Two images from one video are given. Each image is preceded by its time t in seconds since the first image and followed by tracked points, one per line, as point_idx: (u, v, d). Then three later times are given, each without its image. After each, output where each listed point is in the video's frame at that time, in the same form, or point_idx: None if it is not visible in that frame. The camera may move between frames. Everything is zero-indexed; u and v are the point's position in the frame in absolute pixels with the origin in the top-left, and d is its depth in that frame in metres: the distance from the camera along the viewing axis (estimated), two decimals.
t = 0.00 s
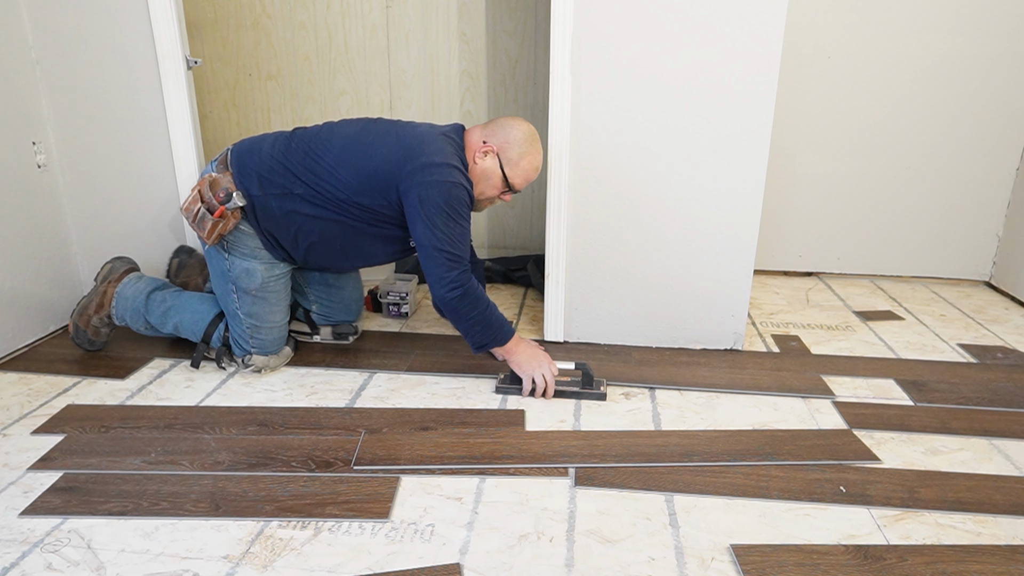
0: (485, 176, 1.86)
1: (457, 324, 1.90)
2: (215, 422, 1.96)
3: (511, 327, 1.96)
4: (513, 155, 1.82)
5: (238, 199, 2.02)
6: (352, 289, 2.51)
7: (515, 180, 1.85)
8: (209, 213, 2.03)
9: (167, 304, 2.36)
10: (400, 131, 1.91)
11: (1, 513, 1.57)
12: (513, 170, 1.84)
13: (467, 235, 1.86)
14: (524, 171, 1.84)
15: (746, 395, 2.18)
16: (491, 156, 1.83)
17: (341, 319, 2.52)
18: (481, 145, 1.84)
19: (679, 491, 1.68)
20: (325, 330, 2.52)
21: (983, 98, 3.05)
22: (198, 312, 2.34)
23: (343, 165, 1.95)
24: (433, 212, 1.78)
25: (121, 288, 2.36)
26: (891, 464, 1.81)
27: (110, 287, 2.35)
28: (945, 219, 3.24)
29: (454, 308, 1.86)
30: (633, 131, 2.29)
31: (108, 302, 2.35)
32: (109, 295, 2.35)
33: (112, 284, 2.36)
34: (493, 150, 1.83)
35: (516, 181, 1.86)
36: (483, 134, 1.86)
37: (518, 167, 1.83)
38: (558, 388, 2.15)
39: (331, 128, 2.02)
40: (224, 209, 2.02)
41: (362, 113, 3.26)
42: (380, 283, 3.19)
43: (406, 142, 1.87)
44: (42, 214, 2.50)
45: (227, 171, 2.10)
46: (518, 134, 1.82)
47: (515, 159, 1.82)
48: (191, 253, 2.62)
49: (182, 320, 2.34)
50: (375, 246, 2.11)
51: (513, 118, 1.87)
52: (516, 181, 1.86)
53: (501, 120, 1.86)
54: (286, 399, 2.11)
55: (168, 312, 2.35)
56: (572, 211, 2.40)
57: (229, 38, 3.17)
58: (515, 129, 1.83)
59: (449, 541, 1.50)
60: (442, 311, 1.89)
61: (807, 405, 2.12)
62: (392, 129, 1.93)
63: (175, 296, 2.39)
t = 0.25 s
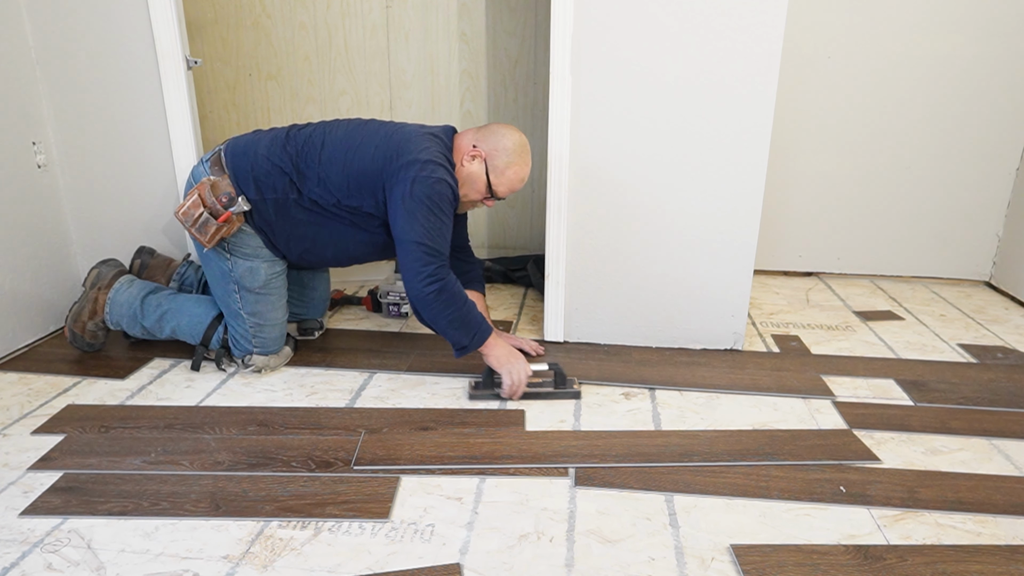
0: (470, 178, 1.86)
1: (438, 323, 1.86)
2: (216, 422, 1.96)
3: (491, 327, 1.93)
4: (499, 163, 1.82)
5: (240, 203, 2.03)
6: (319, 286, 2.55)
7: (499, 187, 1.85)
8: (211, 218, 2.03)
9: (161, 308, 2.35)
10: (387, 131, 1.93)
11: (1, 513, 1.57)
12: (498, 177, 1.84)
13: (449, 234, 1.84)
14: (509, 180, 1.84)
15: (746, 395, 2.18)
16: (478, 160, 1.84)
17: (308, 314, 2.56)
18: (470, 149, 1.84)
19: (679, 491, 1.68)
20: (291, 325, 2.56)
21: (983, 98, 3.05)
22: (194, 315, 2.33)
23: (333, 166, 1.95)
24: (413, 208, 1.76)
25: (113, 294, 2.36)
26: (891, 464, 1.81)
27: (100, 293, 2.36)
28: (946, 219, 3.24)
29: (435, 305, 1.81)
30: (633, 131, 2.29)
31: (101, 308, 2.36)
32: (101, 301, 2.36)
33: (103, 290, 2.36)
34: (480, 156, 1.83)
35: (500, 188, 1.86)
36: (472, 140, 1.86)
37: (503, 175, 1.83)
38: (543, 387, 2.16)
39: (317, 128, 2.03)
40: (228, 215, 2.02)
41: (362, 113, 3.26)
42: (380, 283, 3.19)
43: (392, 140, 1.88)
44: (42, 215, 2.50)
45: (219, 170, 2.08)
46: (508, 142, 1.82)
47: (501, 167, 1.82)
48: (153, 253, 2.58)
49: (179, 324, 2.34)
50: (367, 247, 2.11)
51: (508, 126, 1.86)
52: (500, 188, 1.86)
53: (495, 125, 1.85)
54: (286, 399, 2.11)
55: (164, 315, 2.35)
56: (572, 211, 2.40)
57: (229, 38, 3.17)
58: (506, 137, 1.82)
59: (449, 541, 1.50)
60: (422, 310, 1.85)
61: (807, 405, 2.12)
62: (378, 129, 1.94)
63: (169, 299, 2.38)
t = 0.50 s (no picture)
0: (451, 175, 1.87)
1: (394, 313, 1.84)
2: (216, 423, 1.95)
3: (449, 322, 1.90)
4: (480, 162, 1.83)
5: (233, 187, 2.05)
6: (321, 287, 2.58)
7: (479, 186, 1.86)
8: (205, 203, 2.06)
9: (163, 306, 2.36)
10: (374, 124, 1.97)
11: (1, 513, 1.57)
12: (478, 176, 1.84)
13: (416, 226, 1.83)
14: (490, 179, 1.85)
15: (746, 395, 2.18)
16: (459, 158, 1.84)
17: (307, 315, 2.56)
18: (452, 146, 1.85)
19: (679, 491, 1.68)
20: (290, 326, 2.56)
21: (983, 98, 3.05)
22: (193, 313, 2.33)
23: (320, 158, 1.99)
24: (380, 194, 1.77)
25: (118, 294, 2.37)
26: (891, 464, 1.81)
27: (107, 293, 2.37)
28: (946, 219, 3.24)
29: (391, 293, 1.80)
30: (633, 131, 2.29)
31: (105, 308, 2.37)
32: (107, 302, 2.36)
33: (110, 290, 2.37)
34: (462, 154, 1.84)
35: (480, 187, 1.87)
36: (455, 138, 1.87)
37: (483, 174, 1.84)
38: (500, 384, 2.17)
39: (309, 122, 2.08)
40: (220, 198, 2.05)
41: (362, 113, 3.26)
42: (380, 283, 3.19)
43: (375, 132, 1.91)
44: (42, 215, 2.50)
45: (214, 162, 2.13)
46: (489, 141, 1.82)
47: (481, 166, 1.83)
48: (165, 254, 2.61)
49: (179, 323, 2.33)
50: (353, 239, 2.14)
51: (492, 125, 1.86)
52: (480, 187, 1.87)
53: (479, 124, 1.86)
54: (286, 399, 2.11)
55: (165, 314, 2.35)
56: (571, 211, 2.40)
57: (229, 38, 3.17)
58: (489, 136, 1.82)
59: (449, 541, 1.50)
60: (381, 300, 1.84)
61: (807, 405, 2.11)
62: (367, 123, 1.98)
63: (171, 298, 2.39)
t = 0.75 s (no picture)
0: (439, 173, 1.87)
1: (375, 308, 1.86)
2: (215, 423, 1.95)
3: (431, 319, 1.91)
4: (468, 160, 1.83)
5: (225, 177, 2.05)
6: (322, 287, 2.58)
7: (468, 183, 1.87)
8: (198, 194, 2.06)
9: (160, 299, 2.38)
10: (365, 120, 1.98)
11: (1, 513, 1.57)
12: (467, 173, 1.85)
13: (399, 221, 1.84)
14: (478, 176, 1.85)
15: (746, 395, 2.18)
16: (447, 156, 1.84)
17: (307, 314, 2.56)
18: (440, 144, 1.85)
19: (679, 491, 1.68)
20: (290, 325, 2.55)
21: (983, 98, 3.05)
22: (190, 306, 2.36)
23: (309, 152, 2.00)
24: (362, 190, 1.78)
25: (114, 284, 2.39)
26: (891, 464, 1.81)
27: (103, 284, 2.38)
28: (945, 219, 3.24)
29: (371, 289, 1.81)
30: (633, 131, 2.29)
31: (102, 299, 2.38)
32: (103, 293, 2.38)
33: (106, 282, 2.39)
34: (450, 153, 1.84)
35: (468, 184, 1.87)
36: (443, 136, 1.87)
37: (471, 171, 1.84)
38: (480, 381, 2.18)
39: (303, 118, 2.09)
40: (212, 188, 2.05)
41: (362, 113, 3.26)
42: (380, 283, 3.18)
43: (362, 128, 1.92)
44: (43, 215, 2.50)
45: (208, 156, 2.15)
46: (476, 139, 1.82)
47: (469, 163, 1.83)
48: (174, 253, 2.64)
49: (174, 316, 2.36)
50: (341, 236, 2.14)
51: (479, 122, 1.86)
52: (469, 184, 1.87)
53: (467, 121, 1.86)
54: (286, 399, 2.11)
55: (161, 306, 2.38)
56: (571, 211, 2.40)
57: (229, 38, 3.17)
58: (477, 134, 1.82)
59: (449, 541, 1.50)
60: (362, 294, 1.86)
61: (807, 405, 2.11)
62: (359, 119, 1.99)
63: (169, 290, 2.41)
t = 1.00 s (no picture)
0: (430, 178, 1.87)
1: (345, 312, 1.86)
2: (215, 422, 1.95)
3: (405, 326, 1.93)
4: (457, 165, 1.82)
5: (216, 178, 2.07)
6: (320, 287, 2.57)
7: (458, 188, 1.86)
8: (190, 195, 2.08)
9: (151, 298, 2.37)
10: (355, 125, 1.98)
11: (1, 513, 1.57)
12: (457, 178, 1.84)
13: (379, 228, 1.84)
14: (468, 180, 1.84)
15: (746, 395, 2.18)
16: (437, 161, 1.84)
17: (307, 315, 2.55)
18: (430, 150, 1.85)
19: (679, 491, 1.68)
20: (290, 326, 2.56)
21: (983, 98, 3.05)
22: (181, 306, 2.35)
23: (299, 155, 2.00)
24: (344, 194, 1.78)
25: (105, 283, 2.38)
26: (891, 464, 1.81)
27: (95, 283, 2.38)
28: (945, 218, 3.24)
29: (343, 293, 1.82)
30: (633, 130, 2.29)
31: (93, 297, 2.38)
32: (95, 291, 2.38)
33: (97, 280, 2.39)
34: (440, 158, 1.84)
35: (459, 189, 1.86)
36: (433, 142, 1.87)
37: (461, 176, 1.83)
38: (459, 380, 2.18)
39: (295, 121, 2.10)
40: (202, 188, 2.07)
41: (363, 113, 3.26)
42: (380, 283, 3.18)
43: (350, 133, 1.92)
44: (42, 214, 2.50)
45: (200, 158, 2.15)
46: (465, 143, 1.81)
47: (458, 168, 1.82)
48: (172, 255, 2.62)
49: (166, 316, 2.35)
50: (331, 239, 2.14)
51: (469, 126, 1.86)
52: (459, 189, 1.87)
53: (456, 126, 1.85)
54: (286, 399, 2.11)
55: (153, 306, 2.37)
56: (571, 211, 2.40)
57: (229, 37, 3.17)
58: (466, 138, 1.81)
59: (449, 541, 1.50)
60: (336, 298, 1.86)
61: (807, 405, 2.11)
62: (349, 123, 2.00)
63: (160, 290, 2.40)
